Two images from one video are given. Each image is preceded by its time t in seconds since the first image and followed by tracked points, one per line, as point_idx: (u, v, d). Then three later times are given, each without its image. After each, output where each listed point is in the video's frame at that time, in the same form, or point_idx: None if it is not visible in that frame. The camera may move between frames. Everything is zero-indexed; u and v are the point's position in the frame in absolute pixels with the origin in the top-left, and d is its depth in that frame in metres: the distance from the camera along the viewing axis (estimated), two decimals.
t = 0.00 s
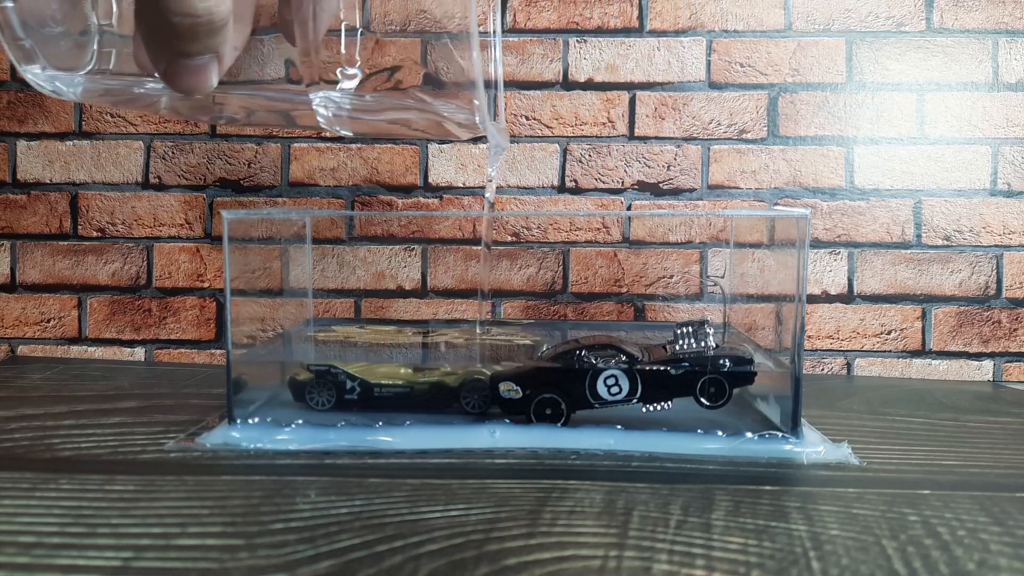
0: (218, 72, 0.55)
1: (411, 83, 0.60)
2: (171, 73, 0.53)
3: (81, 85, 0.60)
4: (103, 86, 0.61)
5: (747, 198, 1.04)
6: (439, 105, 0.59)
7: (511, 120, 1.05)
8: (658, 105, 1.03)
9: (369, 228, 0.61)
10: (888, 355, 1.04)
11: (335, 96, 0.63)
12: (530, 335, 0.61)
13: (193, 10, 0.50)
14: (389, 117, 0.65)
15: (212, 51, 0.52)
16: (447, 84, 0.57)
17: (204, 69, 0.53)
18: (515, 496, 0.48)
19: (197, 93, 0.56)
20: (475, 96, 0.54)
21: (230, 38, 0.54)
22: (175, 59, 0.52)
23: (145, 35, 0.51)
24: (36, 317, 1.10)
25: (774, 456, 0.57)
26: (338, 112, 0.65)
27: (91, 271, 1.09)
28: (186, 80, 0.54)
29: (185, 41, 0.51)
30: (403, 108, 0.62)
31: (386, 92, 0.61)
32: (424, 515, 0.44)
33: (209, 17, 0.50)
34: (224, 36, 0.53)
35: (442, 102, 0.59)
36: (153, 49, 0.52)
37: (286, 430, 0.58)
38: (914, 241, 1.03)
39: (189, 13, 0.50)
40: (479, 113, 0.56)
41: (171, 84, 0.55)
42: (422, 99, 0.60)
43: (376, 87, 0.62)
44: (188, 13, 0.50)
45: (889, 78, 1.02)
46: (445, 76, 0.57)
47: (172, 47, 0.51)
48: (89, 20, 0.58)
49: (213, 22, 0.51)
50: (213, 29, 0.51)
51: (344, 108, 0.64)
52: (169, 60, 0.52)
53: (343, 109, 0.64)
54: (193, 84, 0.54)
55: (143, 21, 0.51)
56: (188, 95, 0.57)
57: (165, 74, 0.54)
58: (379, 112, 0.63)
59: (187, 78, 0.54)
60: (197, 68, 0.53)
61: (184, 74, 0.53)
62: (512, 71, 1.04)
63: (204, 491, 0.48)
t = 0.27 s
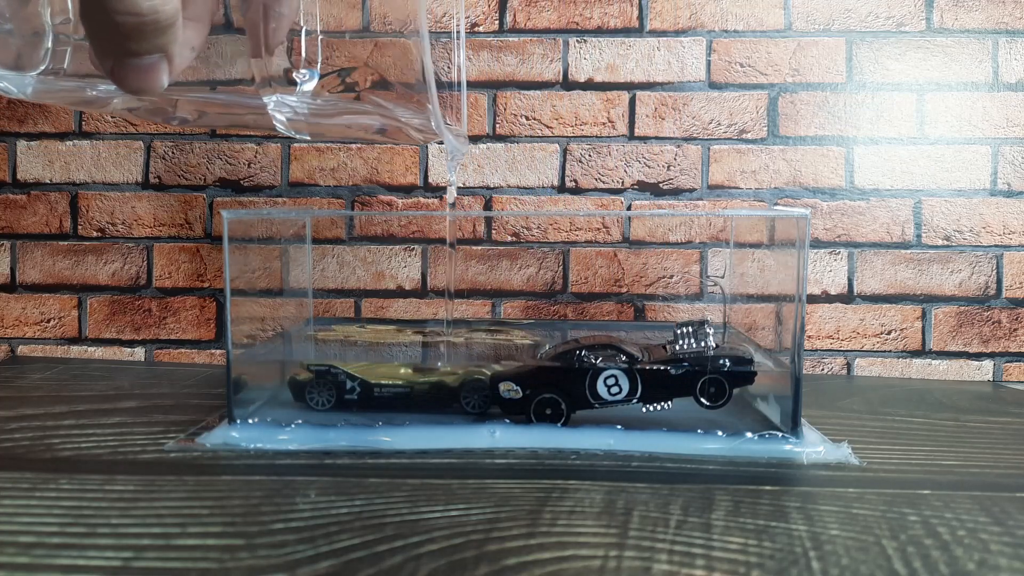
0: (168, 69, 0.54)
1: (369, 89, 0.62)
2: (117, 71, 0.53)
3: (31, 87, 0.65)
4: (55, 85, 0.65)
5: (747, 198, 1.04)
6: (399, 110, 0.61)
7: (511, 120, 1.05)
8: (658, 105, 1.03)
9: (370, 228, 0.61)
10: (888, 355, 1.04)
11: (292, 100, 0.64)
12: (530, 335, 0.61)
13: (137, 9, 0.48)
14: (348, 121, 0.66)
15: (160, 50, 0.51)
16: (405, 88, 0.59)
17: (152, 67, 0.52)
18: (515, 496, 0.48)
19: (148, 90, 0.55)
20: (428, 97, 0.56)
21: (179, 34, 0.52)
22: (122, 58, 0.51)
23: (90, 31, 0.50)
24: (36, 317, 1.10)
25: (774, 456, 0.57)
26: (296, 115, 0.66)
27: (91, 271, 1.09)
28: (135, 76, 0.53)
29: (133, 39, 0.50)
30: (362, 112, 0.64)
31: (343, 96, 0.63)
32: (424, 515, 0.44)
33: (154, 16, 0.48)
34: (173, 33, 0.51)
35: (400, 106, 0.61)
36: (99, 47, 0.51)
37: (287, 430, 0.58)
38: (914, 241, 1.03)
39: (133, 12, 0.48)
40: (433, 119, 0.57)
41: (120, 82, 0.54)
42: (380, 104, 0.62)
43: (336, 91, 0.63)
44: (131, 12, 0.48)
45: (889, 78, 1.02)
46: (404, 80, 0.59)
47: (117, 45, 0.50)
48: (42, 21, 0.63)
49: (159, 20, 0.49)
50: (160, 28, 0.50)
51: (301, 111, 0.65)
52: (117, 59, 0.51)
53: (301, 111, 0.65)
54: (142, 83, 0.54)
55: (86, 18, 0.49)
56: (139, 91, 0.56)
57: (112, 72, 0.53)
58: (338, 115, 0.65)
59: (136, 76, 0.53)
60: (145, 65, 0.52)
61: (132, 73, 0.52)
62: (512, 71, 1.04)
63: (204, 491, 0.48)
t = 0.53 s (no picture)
0: (140, 62, 0.50)
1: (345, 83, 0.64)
2: (86, 65, 0.49)
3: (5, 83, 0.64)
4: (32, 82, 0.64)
5: (747, 198, 1.04)
6: (375, 104, 0.63)
7: (511, 119, 1.05)
8: (658, 105, 1.03)
9: (370, 228, 0.61)
10: (888, 355, 1.04)
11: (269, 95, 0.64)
12: (530, 335, 0.61)
13: None
14: (326, 116, 0.68)
15: (131, 42, 0.47)
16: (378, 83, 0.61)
17: (124, 60, 0.49)
18: (515, 496, 0.48)
19: (121, 85, 0.51)
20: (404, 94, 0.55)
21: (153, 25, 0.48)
22: (91, 51, 0.47)
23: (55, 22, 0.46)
24: (36, 317, 1.10)
25: (774, 456, 0.57)
26: (274, 110, 0.67)
27: (91, 271, 1.09)
28: (106, 71, 0.49)
29: (101, 31, 0.46)
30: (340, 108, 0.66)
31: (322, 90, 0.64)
32: (424, 515, 0.44)
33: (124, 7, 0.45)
34: (144, 24, 0.47)
35: (376, 101, 0.63)
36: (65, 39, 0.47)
37: (287, 430, 0.58)
38: (914, 241, 1.03)
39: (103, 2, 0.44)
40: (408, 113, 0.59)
41: (89, 76, 0.50)
42: (360, 99, 0.64)
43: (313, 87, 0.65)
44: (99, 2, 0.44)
45: (889, 78, 1.02)
46: (378, 74, 0.60)
47: (85, 37, 0.46)
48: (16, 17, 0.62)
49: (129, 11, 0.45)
50: (131, 20, 0.46)
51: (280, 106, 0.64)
52: (85, 52, 0.47)
53: (278, 107, 0.66)
54: (114, 77, 0.50)
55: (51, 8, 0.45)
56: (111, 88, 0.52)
57: (80, 66, 0.49)
58: (316, 109, 0.66)
59: (106, 69, 0.49)
60: (116, 59, 0.48)
61: (102, 66, 0.49)
62: (512, 71, 1.04)
63: (204, 491, 0.48)
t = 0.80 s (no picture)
0: (117, 59, 0.54)
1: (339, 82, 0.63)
2: (64, 61, 0.52)
3: None
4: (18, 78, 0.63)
5: (747, 198, 1.04)
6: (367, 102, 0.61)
7: (511, 120, 1.05)
8: (658, 105, 1.03)
9: (370, 228, 0.61)
10: (888, 355, 1.04)
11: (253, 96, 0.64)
12: (530, 335, 0.61)
13: None
14: (313, 115, 0.67)
15: (108, 39, 0.51)
16: (366, 83, 0.61)
17: (101, 56, 0.52)
18: (515, 496, 0.48)
19: (98, 79, 0.54)
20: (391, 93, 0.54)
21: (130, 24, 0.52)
22: (69, 47, 0.51)
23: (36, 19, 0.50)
24: (36, 317, 1.10)
25: (774, 456, 0.57)
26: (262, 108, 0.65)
27: (91, 271, 1.09)
28: (85, 66, 0.53)
29: (79, 27, 0.50)
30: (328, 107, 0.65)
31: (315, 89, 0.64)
32: (424, 515, 0.44)
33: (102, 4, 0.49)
34: (122, 22, 0.51)
35: (365, 100, 0.62)
36: (45, 37, 0.51)
37: (287, 430, 0.58)
38: (914, 241, 1.03)
39: None
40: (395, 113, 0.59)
41: (68, 72, 0.54)
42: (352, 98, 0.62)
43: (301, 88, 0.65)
44: None
45: (889, 78, 1.02)
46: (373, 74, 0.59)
47: (63, 31, 0.50)
48: None
49: (111, 9, 0.50)
50: (110, 16, 0.50)
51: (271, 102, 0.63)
52: (64, 49, 0.51)
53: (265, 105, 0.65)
54: (91, 71, 0.53)
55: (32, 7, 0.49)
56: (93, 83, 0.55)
57: (59, 62, 0.53)
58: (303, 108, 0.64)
59: (83, 64, 0.53)
60: (93, 54, 0.52)
61: (80, 62, 0.52)
62: (512, 71, 1.04)
63: (204, 491, 0.48)
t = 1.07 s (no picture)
0: (106, 59, 0.49)
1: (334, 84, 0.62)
2: (49, 61, 0.48)
3: None
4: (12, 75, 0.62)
5: (747, 198, 1.04)
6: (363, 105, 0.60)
7: (511, 120, 1.05)
8: (658, 105, 1.03)
9: (370, 228, 0.61)
10: (888, 355, 1.04)
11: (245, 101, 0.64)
12: (530, 335, 0.61)
13: None
14: (301, 121, 0.67)
15: (95, 36, 0.47)
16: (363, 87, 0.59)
17: (87, 55, 0.48)
18: (514, 496, 0.48)
19: (84, 80, 0.50)
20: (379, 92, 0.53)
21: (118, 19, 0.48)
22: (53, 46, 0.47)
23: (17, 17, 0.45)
24: (36, 317, 1.10)
25: (775, 456, 0.57)
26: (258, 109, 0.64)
27: (91, 271, 1.09)
28: (69, 66, 0.48)
29: (64, 24, 0.46)
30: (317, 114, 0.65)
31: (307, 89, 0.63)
32: (424, 515, 0.44)
33: None
34: (108, 18, 0.47)
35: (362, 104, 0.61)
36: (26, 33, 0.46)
37: (287, 431, 0.58)
38: (914, 241, 1.03)
39: None
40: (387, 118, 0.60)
41: (52, 71, 0.49)
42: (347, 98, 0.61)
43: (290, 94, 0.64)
44: None
45: (889, 78, 1.02)
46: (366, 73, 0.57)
47: (47, 30, 0.46)
48: None
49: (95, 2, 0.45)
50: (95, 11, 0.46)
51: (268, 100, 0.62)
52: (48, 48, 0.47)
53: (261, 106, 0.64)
54: (77, 72, 0.49)
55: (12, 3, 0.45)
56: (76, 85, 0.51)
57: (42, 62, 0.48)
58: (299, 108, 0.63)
59: (70, 64, 0.48)
60: (79, 53, 0.47)
61: (66, 62, 0.48)
62: (512, 71, 1.04)
63: (204, 491, 0.48)
